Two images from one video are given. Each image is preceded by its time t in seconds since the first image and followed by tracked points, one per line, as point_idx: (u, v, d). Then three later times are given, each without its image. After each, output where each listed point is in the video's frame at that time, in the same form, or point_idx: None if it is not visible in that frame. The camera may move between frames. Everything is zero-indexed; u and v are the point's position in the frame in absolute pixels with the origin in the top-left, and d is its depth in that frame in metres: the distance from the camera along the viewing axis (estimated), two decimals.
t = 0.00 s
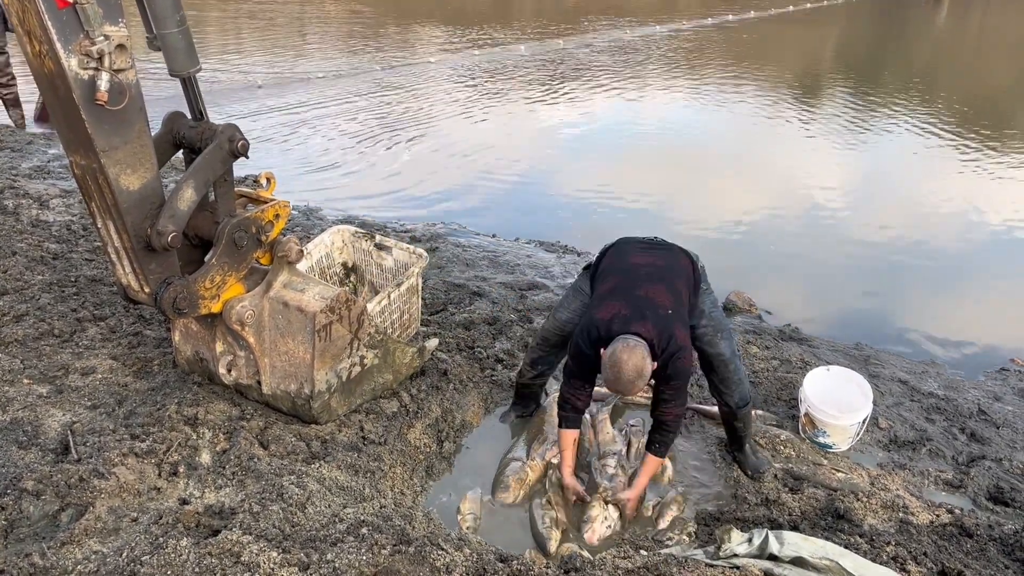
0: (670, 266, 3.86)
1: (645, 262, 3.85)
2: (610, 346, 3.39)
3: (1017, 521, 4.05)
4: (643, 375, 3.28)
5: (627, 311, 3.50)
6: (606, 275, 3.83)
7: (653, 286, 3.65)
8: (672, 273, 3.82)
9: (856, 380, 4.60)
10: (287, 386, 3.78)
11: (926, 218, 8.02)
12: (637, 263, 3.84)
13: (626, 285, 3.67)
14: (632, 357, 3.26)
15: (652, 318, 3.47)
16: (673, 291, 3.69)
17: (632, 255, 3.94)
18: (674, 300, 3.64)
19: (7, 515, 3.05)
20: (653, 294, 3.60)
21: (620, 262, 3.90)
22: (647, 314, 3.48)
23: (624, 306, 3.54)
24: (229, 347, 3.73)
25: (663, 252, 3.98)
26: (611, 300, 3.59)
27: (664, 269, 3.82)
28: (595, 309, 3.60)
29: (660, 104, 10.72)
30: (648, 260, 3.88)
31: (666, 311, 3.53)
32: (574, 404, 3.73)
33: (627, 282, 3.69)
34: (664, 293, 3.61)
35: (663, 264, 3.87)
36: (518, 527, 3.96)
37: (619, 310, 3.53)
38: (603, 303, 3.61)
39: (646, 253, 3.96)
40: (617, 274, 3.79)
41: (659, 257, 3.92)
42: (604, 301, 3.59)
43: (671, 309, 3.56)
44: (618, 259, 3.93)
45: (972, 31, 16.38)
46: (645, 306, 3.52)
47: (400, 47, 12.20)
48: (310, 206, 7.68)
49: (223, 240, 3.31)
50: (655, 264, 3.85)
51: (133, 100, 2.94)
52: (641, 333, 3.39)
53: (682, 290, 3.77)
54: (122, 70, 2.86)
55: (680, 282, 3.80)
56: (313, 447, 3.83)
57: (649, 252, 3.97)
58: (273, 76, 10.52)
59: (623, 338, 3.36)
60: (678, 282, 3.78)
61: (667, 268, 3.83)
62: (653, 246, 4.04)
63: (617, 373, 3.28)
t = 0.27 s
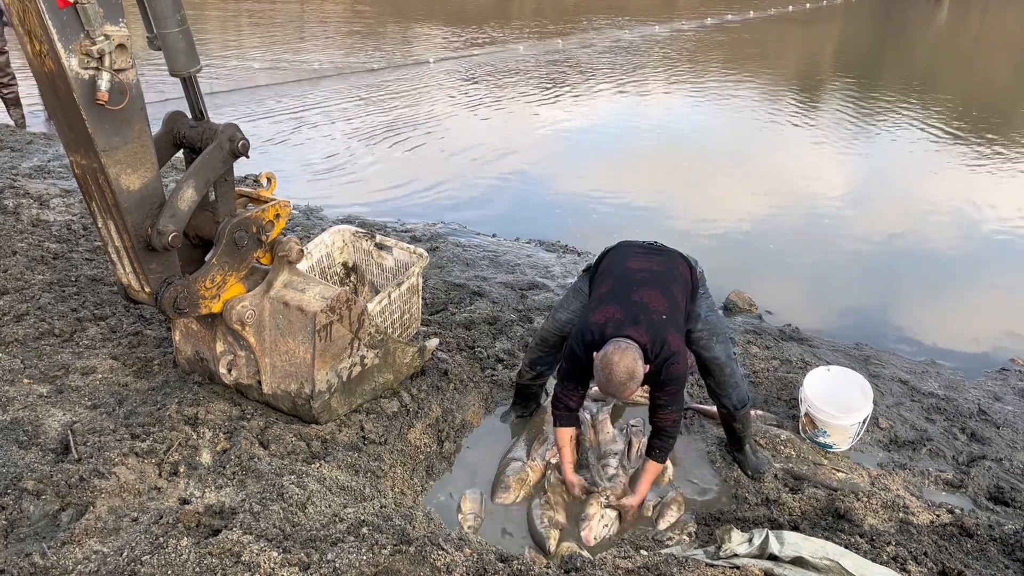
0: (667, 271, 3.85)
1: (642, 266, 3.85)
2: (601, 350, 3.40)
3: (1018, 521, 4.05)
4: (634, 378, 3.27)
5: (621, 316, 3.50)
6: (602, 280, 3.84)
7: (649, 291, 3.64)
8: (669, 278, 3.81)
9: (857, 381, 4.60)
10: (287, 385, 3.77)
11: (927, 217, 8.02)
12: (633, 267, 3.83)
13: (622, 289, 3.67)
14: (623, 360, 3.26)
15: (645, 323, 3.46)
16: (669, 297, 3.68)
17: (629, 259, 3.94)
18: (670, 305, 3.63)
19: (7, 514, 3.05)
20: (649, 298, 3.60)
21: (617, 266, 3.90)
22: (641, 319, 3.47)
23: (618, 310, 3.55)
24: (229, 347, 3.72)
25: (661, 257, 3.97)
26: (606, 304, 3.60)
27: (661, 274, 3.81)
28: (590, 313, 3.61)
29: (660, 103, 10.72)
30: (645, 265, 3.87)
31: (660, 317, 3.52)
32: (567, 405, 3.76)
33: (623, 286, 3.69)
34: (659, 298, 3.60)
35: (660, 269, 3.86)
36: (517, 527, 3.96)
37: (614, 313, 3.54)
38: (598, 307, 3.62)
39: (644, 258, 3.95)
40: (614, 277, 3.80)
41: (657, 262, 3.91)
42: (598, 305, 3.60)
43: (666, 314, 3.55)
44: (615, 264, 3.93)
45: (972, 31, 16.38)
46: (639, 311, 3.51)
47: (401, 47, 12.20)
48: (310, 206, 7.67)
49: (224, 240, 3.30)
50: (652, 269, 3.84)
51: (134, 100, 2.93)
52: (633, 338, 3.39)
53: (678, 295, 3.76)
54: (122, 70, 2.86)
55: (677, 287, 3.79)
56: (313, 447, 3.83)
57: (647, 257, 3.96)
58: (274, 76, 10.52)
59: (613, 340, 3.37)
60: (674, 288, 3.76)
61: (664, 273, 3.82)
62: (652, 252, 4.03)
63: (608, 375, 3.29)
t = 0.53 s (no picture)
0: (667, 272, 3.85)
1: (642, 267, 3.85)
2: (605, 353, 3.39)
3: (1018, 521, 4.05)
4: (639, 380, 3.29)
5: (622, 318, 3.50)
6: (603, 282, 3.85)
7: (650, 292, 3.64)
8: (669, 279, 3.80)
9: (857, 381, 4.60)
10: (287, 385, 3.77)
11: (927, 218, 8.01)
12: (634, 268, 3.84)
13: (622, 291, 3.67)
14: (628, 363, 3.26)
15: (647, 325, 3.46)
16: (670, 297, 3.68)
17: (630, 261, 3.94)
18: (671, 306, 3.63)
19: (7, 514, 3.05)
20: (650, 300, 3.59)
21: (618, 268, 3.90)
22: (642, 321, 3.47)
23: (620, 311, 3.55)
24: (230, 347, 3.72)
25: (662, 258, 3.97)
26: (607, 305, 3.60)
27: (661, 275, 3.81)
28: (591, 315, 3.61)
29: (660, 103, 10.72)
30: (645, 266, 3.87)
31: (662, 318, 3.52)
32: (568, 402, 3.78)
33: (623, 288, 3.69)
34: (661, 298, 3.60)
35: (660, 270, 3.86)
36: (517, 526, 3.96)
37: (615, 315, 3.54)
38: (599, 309, 3.62)
39: (644, 260, 3.95)
40: (614, 279, 3.80)
41: (657, 263, 3.91)
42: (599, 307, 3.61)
43: (667, 316, 3.55)
44: (616, 265, 3.94)
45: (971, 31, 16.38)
46: (641, 312, 3.51)
47: (400, 47, 12.19)
48: (311, 205, 7.67)
49: (224, 240, 3.30)
50: (652, 270, 3.84)
51: (134, 100, 2.93)
52: (636, 340, 3.38)
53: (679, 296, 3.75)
54: (122, 70, 2.85)
55: (678, 288, 3.79)
56: (313, 447, 3.82)
57: (648, 258, 3.96)
58: (274, 76, 10.52)
59: (617, 343, 3.37)
60: (675, 289, 3.76)
61: (665, 274, 3.82)
62: (653, 253, 4.03)
63: (613, 378, 3.29)
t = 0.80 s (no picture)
0: (670, 275, 3.84)
1: (645, 270, 3.85)
2: (607, 354, 3.38)
3: (1018, 521, 4.05)
4: (641, 380, 3.28)
5: (625, 319, 3.50)
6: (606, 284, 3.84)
7: (652, 295, 3.64)
8: (672, 283, 3.80)
9: (857, 381, 4.60)
10: (287, 385, 3.77)
11: (927, 218, 8.01)
12: (636, 271, 3.83)
13: (625, 293, 3.66)
14: (630, 363, 3.26)
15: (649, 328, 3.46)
16: (672, 301, 3.68)
17: (633, 263, 3.93)
18: (674, 310, 3.63)
19: (7, 514, 3.05)
20: (652, 303, 3.59)
21: (621, 270, 3.90)
22: (644, 323, 3.47)
23: (621, 312, 3.54)
24: (229, 347, 3.71)
25: (665, 261, 3.96)
26: (609, 306, 3.60)
27: (664, 278, 3.80)
28: (594, 315, 3.61)
29: (660, 103, 10.72)
30: (648, 269, 3.87)
31: (664, 321, 3.52)
32: (571, 404, 3.78)
33: (626, 289, 3.69)
34: (662, 302, 3.60)
35: (663, 273, 3.85)
36: (518, 527, 3.95)
37: (617, 316, 3.53)
38: (602, 309, 3.62)
39: (647, 262, 3.93)
40: (617, 281, 3.79)
41: (660, 266, 3.91)
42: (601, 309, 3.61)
43: (670, 320, 3.54)
44: (618, 268, 3.93)
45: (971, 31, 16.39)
46: (643, 314, 3.51)
47: (401, 47, 12.18)
48: (310, 205, 7.67)
49: (224, 240, 3.30)
50: (655, 273, 3.83)
51: (133, 100, 2.93)
52: (637, 341, 3.38)
53: (681, 300, 3.75)
54: (122, 70, 2.85)
55: (680, 292, 3.78)
56: (313, 447, 3.82)
57: (650, 261, 3.95)
58: (274, 76, 10.51)
59: (618, 344, 3.36)
60: (677, 293, 3.76)
61: (667, 277, 3.82)
62: (656, 256, 4.02)
63: (616, 378, 3.28)
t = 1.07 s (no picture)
0: (671, 280, 3.84)
1: (647, 273, 3.85)
2: (604, 354, 3.39)
3: (1018, 522, 4.05)
4: (639, 381, 3.27)
5: (625, 321, 3.50)
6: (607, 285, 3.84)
7: (653, 299, 3.64)
8: (673, 287, 3.80)
9: (857, 381, 4.60)
10: (287, 385, 3.77)
11: (927, 218, 8.01)
12: (638, 274, 3.83)
13: (626, 294, 3.67)
14: (628, 364, 3.25)
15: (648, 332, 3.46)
16: (673, 306, 3.68)
17: (636, 266, 3.93)
18: (674, 315, 3.63)
19: (7, 514, 3.05)
20: (653, 306, 3.59)
21: (623, 272, 3.90)
22: (644, 326, 3.47)
23: (620, 314, 3.55)
24: (229, 347, 3.71)
25: (668, 266, 3.96)
26: (610, 307, 3.60)
27: (665, 283, 3.80)
28: (594, 314, 3.62)
29: (660, 104, 10.72)
30: (650, 272, 3.87)
31: (663, 325, 3.52)
32: (564, 402, 3.79)
33: (627, 291, 3.69)
34: (663, 307, 3.60)
35: (666, 278, 3.85)
36: (518, 527, 3.95)
37: (617, 317, 3.53)
38: (602, 309, 3.62)
39: (649, 266, 3.93)
40: (619, 283, 3.80)
41: (663, 270, 3.91)
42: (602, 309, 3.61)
43: (669, 325, 3.55)
44: (620, 270, 3.94)
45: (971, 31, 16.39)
46: (643, 317, 3.52)
47: (401, 47, 12.17)
48: (310, 205, 7.67)
49: (224, 240, 3.30)
50: (657, 277, 3.83)
51: (133, 100, 2.93)
52: (635, 343, 3.38)
53: (682, 305, 3.75)
54: (122, 69, 2.85)
55: (681, 297, 3.78)
56: (313, 447, 3.82)
57: (653, 265, 3.95)
58: (274, 76, 10.51)
59: (617, 345, 3.36)
60: (678, 298, 3.75)
61: (669, 281, 3.82)
62: (659, 260, 4.01)
63: (613, 380, 3.27)
